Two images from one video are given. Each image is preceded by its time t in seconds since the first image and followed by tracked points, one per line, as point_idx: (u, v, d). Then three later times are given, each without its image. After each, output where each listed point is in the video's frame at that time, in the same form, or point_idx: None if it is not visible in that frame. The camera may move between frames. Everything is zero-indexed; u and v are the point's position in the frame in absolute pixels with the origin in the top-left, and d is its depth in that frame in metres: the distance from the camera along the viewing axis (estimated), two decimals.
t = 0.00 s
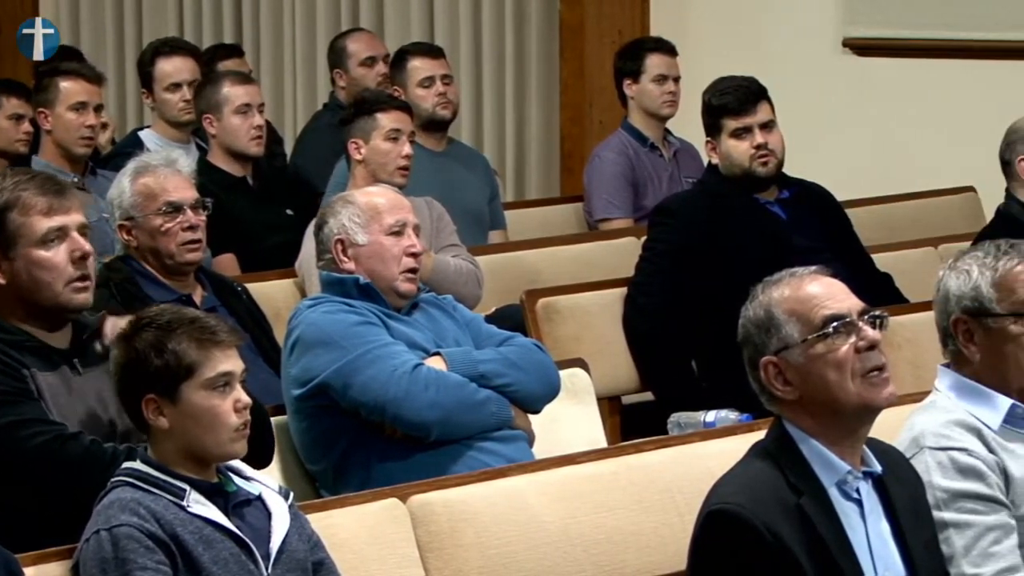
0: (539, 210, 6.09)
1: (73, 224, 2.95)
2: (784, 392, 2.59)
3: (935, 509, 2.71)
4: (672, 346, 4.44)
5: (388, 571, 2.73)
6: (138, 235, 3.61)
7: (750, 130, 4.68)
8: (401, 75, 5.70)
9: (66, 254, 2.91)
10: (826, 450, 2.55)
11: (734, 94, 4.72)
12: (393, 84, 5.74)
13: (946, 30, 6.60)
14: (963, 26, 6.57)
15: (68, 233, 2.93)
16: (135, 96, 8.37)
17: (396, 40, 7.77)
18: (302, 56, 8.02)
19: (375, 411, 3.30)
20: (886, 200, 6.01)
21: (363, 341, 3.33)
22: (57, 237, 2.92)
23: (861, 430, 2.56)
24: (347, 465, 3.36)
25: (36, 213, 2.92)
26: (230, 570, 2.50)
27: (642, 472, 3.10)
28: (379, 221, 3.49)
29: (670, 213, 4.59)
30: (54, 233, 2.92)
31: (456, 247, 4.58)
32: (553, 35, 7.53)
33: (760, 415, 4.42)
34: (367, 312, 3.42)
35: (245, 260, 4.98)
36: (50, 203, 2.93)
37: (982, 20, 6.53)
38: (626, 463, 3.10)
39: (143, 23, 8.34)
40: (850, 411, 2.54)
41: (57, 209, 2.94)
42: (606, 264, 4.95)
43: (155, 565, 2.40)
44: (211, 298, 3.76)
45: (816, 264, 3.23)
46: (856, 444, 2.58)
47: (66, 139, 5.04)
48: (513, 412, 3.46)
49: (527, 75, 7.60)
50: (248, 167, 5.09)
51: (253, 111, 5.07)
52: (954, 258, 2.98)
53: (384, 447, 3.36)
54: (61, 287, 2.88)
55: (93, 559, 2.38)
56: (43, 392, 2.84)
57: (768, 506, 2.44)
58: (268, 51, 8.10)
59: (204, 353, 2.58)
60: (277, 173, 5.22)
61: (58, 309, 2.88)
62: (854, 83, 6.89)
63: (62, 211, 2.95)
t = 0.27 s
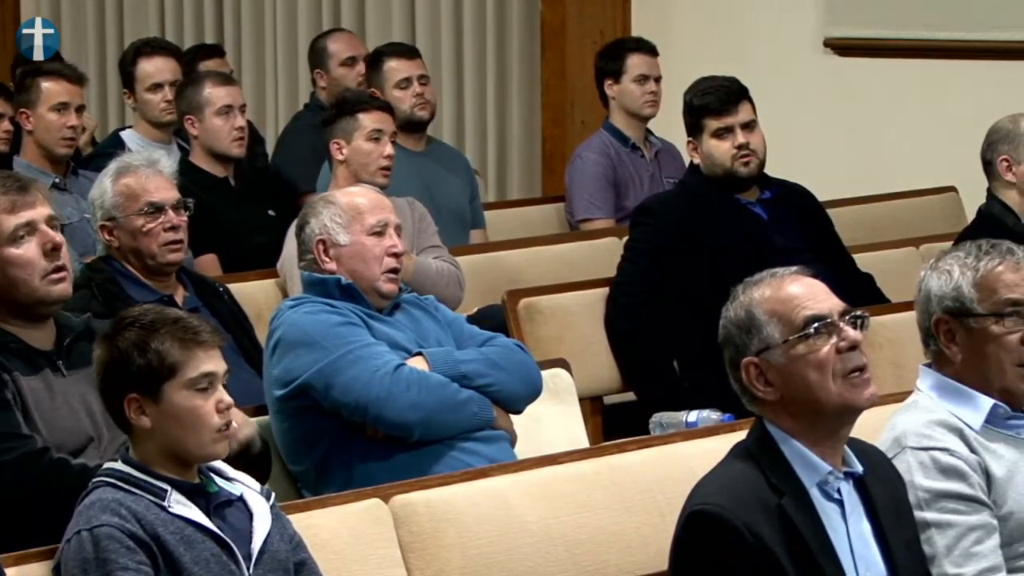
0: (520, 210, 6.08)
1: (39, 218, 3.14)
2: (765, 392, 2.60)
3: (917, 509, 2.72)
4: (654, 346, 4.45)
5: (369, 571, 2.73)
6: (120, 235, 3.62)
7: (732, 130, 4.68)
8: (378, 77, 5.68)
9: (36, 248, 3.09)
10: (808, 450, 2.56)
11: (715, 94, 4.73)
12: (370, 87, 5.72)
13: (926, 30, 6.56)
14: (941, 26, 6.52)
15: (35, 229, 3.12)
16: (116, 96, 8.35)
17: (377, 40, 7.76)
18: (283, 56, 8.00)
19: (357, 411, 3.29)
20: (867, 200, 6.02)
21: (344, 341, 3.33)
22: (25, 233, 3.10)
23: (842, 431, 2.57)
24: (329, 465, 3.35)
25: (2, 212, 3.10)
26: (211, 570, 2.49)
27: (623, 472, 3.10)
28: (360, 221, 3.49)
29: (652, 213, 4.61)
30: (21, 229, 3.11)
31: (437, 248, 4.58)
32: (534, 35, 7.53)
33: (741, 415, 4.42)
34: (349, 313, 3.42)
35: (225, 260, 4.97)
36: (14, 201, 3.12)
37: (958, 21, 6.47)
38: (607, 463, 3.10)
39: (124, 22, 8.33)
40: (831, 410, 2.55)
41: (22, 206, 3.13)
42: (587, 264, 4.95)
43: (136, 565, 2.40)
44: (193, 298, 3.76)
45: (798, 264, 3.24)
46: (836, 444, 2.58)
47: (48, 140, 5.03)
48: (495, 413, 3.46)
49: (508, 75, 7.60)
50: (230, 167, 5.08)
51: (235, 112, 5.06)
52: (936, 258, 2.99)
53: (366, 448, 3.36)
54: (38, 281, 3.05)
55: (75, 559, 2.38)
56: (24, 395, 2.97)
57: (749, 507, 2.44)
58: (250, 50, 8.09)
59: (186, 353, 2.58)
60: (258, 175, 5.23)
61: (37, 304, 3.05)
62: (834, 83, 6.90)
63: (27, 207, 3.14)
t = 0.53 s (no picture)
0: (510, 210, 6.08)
1: (21, 217, 3.25)
2: (755, 393, 2.60)
3: (907, 509, 2.72)
4: (643, 347, 4.45)
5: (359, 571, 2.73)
6: (110, 235, 3.62)
7: (721, 130, 4.69)
8: (365, 81, 5.67)
9: (19, 246, 3.20)
10: (797, 450, 2.56)
11: (705, 95, 4.73)
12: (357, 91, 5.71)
13: (915, 31, 6.58)
14: (925, 26, 6.55)
15: (18, 227, 3.23)
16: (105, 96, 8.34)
17: (366, 41, 7.76)
18: (273, 56, 8.00)
19: (347, 412, 3.29)
20: (858, 200, 6.03)
21: (334, 342, 3.33)
22: (8, 231, 3.22)
23: (831, 431, 2.57)
24: (318, 466, 3.35)
25: None
26: (201, 570, 2.49)
27: (613, 472, 3.10)
28: (350, 221, 3.49)
29: (642, 213, 4.62)
30: (5, 228, 3.22)
31: (426, 249, 4.58)
32: (523, 37, 7.54)
33: (731, 415, 4.43)
34: (338, 313, 3.42)
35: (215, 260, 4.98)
36: None
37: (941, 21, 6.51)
38: (597, 463, 3.10)
39: (113, 23, 8.32)
40: (821, 411, 2.55)
41: (5, 205, 3.24)
42: (577, 265, 4.95)
43: (126, 566, 2.39)
44: (183, 299, 3.76)
45: (788, 265, 3.25)
46: (826, 445, 2.59)
47: (37, 141, 5.02)
48: (484, 413, 3.46)
49: (498, 76, 7.60)
50: (219, 168, 5.08)
51: (225, 114, 5.05)
52: (925, 258, 2.99)
53: (356, 448, 3.36)
54: (23, 279, 3.16)
55: (65, 559, 2.38)
56: (10, 398, 3.01)
57: (740, 508, 2.44)
58: (239, 50, 8.09)
59: (174, 353, 2.57)
60: (247, 174, 5.21)
61: (24, 301, 3.16)
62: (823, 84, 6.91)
63: (9, 206, 3.25)
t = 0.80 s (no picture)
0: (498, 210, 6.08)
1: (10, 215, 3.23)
2: (743, 393, 2.60)
3: (895, 509, 2.73)
4: (632, 347, 4.45)
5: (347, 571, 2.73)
6: (97, 236, 3.61)
7: (710, 130, 4.69)
8: (350, 83, 5.66)
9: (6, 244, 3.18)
10: (785, 450, 2.56)
11: (693, 95, 4.73)
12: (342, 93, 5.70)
13: (903, 31, 6.58)
14: (913, 26, 6.55)
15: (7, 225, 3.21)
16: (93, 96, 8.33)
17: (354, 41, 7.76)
18: (262, 56, 8.00)
19: (335, 412, 3.29)
20: (846, 200, 6.03)
21: (322, 342, 3.33)
22: None
23: (819, 431, 2.57)
24: (307, 467, 3.34)
25: None
26: (188, 571, 2.49)
27: (601, 472, 3.10)
28: (338, 222, 3.49)
29: (630, 212, 4.62)
30: None
31: (414, 249, 4.58)
32: (511, 38, 7.55)
33: (719, 416, 4.43)
34: (326, 313, 3.41)
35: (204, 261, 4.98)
36: None
37: (930, 20, 6.50)
38: (586, 462, 3.10)
39: (101, 23, 8.31)
40: (810, 410, 2.55)
41: None
42: (565, 265, 4.95)
43: (114, 566, 2.39)
44: (171, 299, 3.76)
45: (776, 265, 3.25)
46: (814, 444, 2.59)
47: (26, 141, 5.01)
48: (472, 413, 3.46)
49: (486, 76, 7.60)
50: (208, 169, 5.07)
51: (213, 115, 5.04)
52: (913, 258, 3.00)
53: (344, 449, 3.36)
54: (9, 278, 3.14)
55: (52, 560, 2.37)
56: None
57: (728, 508, 2.44)
58: (227, 49, 8.08)
59: (160, 352, 2.57)
60: (235, 174, 5.20)
61: (11, 300, 3.13)
62: (811, 84, 6.92)
63: None
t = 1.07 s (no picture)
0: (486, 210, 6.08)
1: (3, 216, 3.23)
2: (730, 393, 2.61)
3: (882, 509, 2.73)
4: (619, 347, 4.45)
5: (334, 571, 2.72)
6: (85, 236, 3.60)
7: (697, 131, 4.69)
8: (336, 84, 5.65)
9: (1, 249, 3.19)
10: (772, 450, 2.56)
11: (680, 95, 4.72)
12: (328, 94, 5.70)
13: (890, 31, 6.59)
14: (900, 26, 6.56)
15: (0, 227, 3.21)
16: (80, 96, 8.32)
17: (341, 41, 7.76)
18: (249, 57, 8.00)
19: (322, 412, 3.29)
20: (834, 200, 6.04)
21: (310, 342, 3.33)
22: None
23: (807, 431, 2.58)
24: (294, 467, 3.34)
25: None
26: (175, 571, 2.49)
27: (588, 472, 3.10)
28: (325, 222, 3.49)
29: (618, 213, 4.62)
30: None
31: (402, 250, 4.58)
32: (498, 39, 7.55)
33: (706, 416, 4.43)
34: (314, 313, 3.41)
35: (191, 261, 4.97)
36: None
37: (917, 20, 6.51)
38: (573, 463, 3.10)
39: (88, 23, 8.30)
40: (797, 411, 2.55)
41: None
42: (553, 265, 4.95)
43: (101, 566, 2.39)
44: (158, 299, 3.76)
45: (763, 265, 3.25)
46: (801, 445, 2.59)
47: (13, 142, 5.00)
48: (460, 413, 3.46)
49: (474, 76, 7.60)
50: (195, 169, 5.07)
51: (200, 115, 5.03)
52: (900, 258, 3.00)
53: (331, 449, 3.36)
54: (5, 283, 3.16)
55: (39, 560, 2.37)
56: None
57: (715, 508, 2.44)
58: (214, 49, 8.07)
59: (146, 351, 2.57)
60: (223, 174, 5.19)
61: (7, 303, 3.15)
62: (798, 84, 6.93)
63: None
